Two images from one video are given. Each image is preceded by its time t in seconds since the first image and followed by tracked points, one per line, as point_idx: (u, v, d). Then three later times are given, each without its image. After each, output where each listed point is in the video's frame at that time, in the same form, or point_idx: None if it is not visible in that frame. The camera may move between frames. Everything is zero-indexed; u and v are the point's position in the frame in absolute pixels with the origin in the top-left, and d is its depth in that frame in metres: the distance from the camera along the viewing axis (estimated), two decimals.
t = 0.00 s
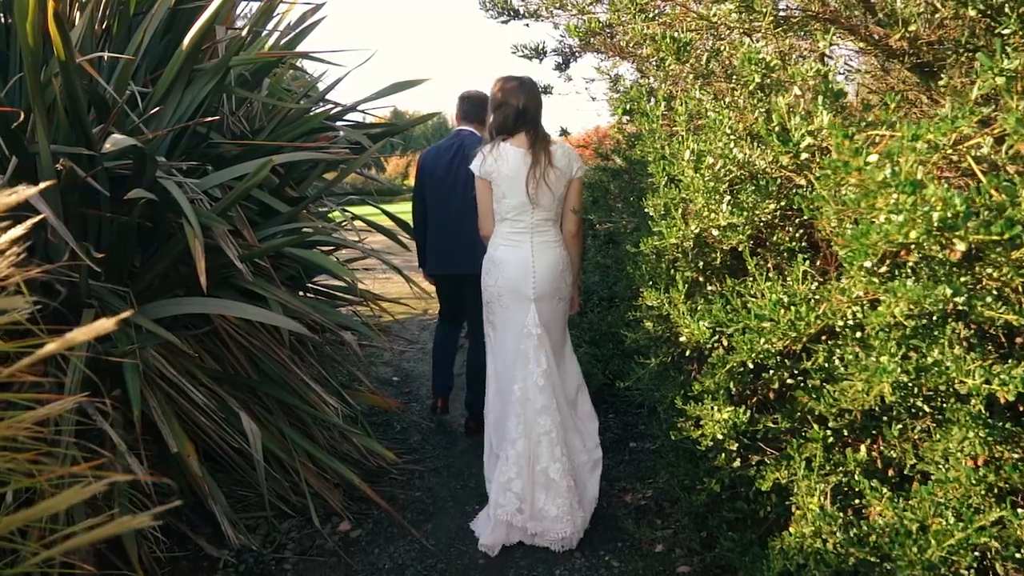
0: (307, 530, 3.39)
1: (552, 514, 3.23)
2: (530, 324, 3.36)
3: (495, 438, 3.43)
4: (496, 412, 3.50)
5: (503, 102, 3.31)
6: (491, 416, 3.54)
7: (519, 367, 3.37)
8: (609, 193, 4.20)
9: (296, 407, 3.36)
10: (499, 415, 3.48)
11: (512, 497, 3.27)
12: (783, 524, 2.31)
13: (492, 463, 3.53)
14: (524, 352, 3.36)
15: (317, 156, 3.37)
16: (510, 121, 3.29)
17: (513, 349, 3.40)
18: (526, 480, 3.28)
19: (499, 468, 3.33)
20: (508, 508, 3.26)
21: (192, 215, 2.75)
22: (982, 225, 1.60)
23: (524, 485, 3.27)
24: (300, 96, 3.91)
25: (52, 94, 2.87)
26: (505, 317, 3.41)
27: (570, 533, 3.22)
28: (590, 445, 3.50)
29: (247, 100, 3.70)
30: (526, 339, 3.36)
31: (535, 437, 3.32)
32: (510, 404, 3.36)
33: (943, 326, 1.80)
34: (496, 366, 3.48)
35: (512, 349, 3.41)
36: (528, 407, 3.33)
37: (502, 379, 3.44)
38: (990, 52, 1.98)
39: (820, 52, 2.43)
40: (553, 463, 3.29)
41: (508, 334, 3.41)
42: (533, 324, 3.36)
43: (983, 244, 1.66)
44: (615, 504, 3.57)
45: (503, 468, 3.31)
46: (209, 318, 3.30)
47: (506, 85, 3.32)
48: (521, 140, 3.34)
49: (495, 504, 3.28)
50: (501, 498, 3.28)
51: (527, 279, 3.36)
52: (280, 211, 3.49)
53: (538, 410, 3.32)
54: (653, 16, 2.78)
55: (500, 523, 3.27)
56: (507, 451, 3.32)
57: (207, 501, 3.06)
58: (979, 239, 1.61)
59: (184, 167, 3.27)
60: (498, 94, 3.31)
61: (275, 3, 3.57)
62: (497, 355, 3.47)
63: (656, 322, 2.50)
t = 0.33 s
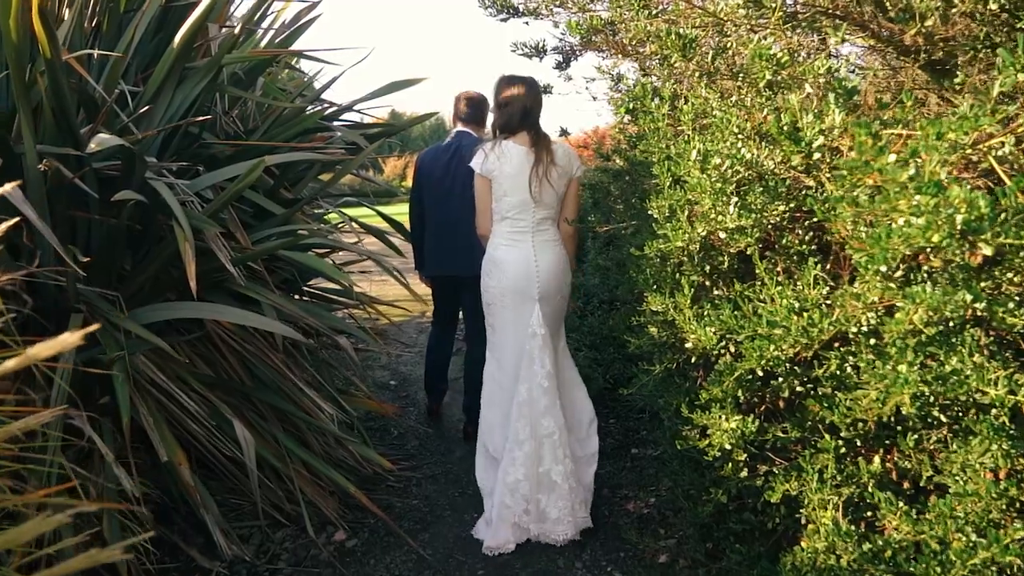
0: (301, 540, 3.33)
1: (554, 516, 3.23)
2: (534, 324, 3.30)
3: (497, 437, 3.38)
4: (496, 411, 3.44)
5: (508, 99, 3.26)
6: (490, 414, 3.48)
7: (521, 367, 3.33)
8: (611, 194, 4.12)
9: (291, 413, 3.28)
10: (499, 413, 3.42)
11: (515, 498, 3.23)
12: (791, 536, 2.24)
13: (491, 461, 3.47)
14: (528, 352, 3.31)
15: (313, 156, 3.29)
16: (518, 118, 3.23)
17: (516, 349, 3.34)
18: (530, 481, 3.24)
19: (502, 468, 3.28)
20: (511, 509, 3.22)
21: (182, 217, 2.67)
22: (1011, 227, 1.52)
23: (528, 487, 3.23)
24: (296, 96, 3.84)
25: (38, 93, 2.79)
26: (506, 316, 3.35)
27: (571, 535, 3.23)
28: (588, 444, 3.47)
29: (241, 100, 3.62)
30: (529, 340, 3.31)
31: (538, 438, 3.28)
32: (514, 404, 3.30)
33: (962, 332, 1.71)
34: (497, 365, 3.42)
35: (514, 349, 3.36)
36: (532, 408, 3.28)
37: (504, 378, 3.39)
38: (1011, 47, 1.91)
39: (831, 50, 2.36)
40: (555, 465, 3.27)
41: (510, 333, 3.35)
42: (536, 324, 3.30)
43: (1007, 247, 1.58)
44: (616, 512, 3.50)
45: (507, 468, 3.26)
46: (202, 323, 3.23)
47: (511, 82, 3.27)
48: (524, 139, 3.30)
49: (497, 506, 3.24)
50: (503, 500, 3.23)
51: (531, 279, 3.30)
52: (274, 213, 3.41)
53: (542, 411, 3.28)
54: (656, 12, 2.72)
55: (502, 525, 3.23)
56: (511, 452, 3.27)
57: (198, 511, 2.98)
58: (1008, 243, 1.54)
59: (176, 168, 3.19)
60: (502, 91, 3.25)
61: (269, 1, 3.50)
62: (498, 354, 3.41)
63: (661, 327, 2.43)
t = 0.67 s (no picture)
0: (296, 551, 3.25)
1: (563, 516, 3.26)
2: (539, 326, 3.29)
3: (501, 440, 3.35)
4: (496, 412, 3.39)
5: (513, 98, 3.24)
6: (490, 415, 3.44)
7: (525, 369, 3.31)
8: (613, 195, 4.04)
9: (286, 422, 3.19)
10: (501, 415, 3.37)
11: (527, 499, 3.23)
12: (803, 552, 2.15)
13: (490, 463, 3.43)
14: (533, 355, 3.29)
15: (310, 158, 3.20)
16: (524, 118, 3.21)
17: (521, 351, 3.32)
18: (541, 482, 3.25)
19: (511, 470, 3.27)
20: (523, 510, 3.22)
21: (171, 220, 2.58)
22: None
23: (539, 488, 3.24)
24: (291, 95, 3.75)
25: (23, 92, 2.71)
26: (509, 318, 3.32)
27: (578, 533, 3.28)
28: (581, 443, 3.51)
29: (235, 99, 3.54)
30: (534, 342, 3.30)
31: (546, 440, 3.28)
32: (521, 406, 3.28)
33: (983, 340, 1.64)
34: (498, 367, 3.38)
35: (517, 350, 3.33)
36: (539, 410, 3.28)
37: (507, 380, 3.35)
38: None
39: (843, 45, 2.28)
40: (564, 466, 3.29)
41: (514, 334, 3.32)
42: (542, 326, 3.30)
43: None
44: (620, 522, 3.41)
45: (517, 470, 3.25)
46: (195, 328, 3.14)
47: (514, 81, 3.24)
48: (527, 139, 3.28)
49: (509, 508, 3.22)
50: (514, 501, 3.22)
51: (536, 280, 3.28)
52: (268, 215, 3.32)
53: (551, 413, 3.29)
54: (661, 8, 2.68)
55: (514, 526, 3.21)
56: (521, 453, 3.25)
57: (190, 521, 2.89)
58: None
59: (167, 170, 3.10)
60: (506, 90, 3.20)
61: None
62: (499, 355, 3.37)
63: (667, 334, 2.35)
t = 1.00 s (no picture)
0: (289, 563, 3.17)
1: (577, 511, 3.31)
2: (546, 326, 3.31)
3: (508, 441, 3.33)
4: (500, 414, 3.37)
5: (520, 97, 3.22)
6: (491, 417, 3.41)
7: (533, 370, 3.31)
8: (616, 196, 3.95)
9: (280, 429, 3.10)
10: (505, 417, 3.35)
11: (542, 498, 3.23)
12: (815, 568, 2.07)
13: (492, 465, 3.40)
14: (542, 355, 3.30)
15: (305, 157, 3.11)
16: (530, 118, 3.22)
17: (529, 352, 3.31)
18: (555, 481, 3.25)
19: (524, 470, 3.26)
20: (540, 509, 3.22)
21: (159, 222, 2.49)
22: None
23: (553, 487, 3.24)
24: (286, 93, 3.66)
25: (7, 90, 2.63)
26: (515, 320, 3.31)
27: (588, 527, 3.34)
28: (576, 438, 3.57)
29: (228, 98, 3.46)
30: (541, 342, 3.31)
31: (559, 439, 3.29)
32: (532, 407, 3.28)
33: (1010, 350, 1.56)
34: (501, 369, 3.35)
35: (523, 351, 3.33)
36: (550, 410, 3.28)
37: (512, 382, 3.33)
38: None
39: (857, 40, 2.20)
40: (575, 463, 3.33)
41: (521, 336, 3.33)
42: (549, 326, 3.32)
43: None
44: (622, 531, 3.32)
45: (531, 470, 3.24)
46: (185, 333, 3.06)
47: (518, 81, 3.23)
48: (530, 139, 3.29)
49: (526, 508, 3.21)
50: (531, 501, 3.21)
51: (542, 281, 3.30)
52: (261, 216, 3.23)
53: (562, 412, 3.31)
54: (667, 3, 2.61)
55: (531, 526, 3.21)
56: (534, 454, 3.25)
57: (179, 532, 2.79)
58: None
59: (158, 170, 3.01)
60: (513, 89, 3.19)
61: None
62: (503, 358, 3.35)
63: (673, 341, 2.27)
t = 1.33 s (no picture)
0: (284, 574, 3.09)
1: (586, 511, 3.29)
2: (553, 327, 3.31)
3: (516, 443, 3.28)
4: (505, 417, 3.32)
5: (526, 98, 3.21)
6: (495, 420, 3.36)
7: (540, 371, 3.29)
8: (618, 196, 3.87)
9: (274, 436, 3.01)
10: (511, 419, 3.30)
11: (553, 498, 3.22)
12: None
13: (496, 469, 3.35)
14: (551, 356, 3.29)
15: (301, 157, 3.03)
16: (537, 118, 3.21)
17: (537, 351, 3.29)
18: (566, 481, 3.25)
19: (535, 471, 3.23)
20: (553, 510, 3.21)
21: (148, 225, 2.41)
22: None
23: (564, 486, 3.24)
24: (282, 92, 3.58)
25: None
26: (521, 321, 3.29)
27: (602, 524, 3.34)
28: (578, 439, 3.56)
29: (222, 96, 3.38)
30: (549, 342, 3.30)
31: (568, 438, 3.28)
32: (541, 408, 3.26)
33: None
34: (505, 370, 3.32)
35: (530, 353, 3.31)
36: (562, 410, 3.28)
37: (519, 383, 3.30)
38: None
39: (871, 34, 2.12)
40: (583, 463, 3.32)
41: (526, 336, 3.30)
42: (556, 327, 3.31)
43: None
44: (626, 541, 3.24)
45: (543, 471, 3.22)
46: (177, 338, 2.98)
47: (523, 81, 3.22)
48: (534, 139, 3.28)
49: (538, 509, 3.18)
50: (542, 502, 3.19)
51: (548, 280, 3.29)
52: (255, 218, 3.14)
53: (570, 411, 3.30)
54: None
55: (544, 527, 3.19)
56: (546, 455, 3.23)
57: (170, 544, 2.71)
58: None
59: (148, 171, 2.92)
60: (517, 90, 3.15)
61: None
62: (509, 359, 3.30)
63: (681, 348, 2.19)
